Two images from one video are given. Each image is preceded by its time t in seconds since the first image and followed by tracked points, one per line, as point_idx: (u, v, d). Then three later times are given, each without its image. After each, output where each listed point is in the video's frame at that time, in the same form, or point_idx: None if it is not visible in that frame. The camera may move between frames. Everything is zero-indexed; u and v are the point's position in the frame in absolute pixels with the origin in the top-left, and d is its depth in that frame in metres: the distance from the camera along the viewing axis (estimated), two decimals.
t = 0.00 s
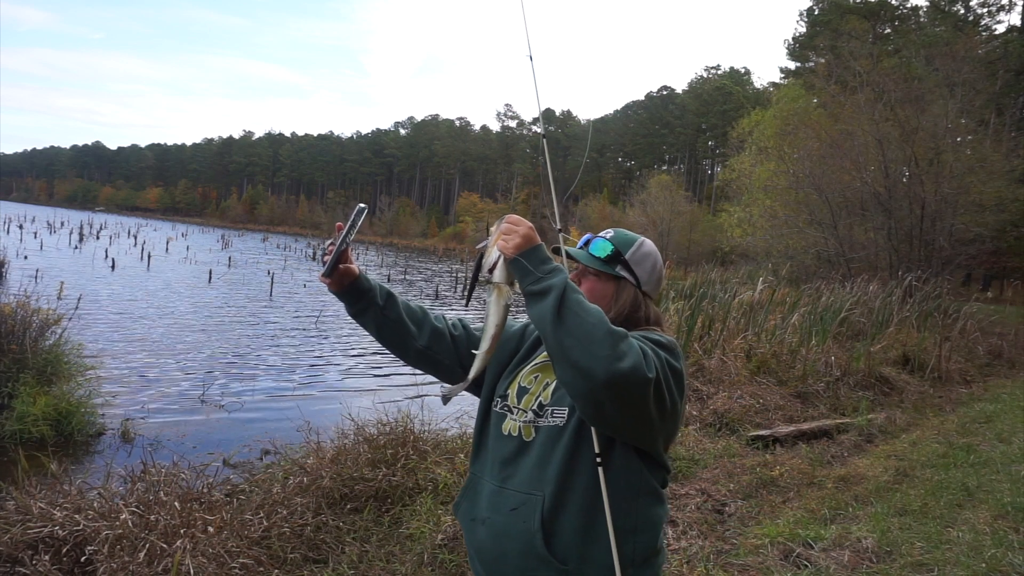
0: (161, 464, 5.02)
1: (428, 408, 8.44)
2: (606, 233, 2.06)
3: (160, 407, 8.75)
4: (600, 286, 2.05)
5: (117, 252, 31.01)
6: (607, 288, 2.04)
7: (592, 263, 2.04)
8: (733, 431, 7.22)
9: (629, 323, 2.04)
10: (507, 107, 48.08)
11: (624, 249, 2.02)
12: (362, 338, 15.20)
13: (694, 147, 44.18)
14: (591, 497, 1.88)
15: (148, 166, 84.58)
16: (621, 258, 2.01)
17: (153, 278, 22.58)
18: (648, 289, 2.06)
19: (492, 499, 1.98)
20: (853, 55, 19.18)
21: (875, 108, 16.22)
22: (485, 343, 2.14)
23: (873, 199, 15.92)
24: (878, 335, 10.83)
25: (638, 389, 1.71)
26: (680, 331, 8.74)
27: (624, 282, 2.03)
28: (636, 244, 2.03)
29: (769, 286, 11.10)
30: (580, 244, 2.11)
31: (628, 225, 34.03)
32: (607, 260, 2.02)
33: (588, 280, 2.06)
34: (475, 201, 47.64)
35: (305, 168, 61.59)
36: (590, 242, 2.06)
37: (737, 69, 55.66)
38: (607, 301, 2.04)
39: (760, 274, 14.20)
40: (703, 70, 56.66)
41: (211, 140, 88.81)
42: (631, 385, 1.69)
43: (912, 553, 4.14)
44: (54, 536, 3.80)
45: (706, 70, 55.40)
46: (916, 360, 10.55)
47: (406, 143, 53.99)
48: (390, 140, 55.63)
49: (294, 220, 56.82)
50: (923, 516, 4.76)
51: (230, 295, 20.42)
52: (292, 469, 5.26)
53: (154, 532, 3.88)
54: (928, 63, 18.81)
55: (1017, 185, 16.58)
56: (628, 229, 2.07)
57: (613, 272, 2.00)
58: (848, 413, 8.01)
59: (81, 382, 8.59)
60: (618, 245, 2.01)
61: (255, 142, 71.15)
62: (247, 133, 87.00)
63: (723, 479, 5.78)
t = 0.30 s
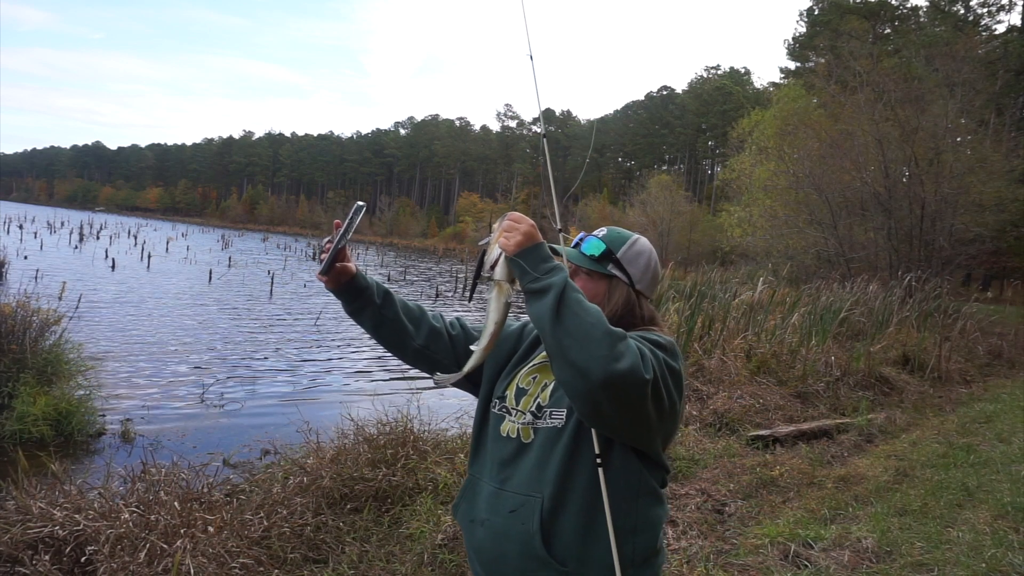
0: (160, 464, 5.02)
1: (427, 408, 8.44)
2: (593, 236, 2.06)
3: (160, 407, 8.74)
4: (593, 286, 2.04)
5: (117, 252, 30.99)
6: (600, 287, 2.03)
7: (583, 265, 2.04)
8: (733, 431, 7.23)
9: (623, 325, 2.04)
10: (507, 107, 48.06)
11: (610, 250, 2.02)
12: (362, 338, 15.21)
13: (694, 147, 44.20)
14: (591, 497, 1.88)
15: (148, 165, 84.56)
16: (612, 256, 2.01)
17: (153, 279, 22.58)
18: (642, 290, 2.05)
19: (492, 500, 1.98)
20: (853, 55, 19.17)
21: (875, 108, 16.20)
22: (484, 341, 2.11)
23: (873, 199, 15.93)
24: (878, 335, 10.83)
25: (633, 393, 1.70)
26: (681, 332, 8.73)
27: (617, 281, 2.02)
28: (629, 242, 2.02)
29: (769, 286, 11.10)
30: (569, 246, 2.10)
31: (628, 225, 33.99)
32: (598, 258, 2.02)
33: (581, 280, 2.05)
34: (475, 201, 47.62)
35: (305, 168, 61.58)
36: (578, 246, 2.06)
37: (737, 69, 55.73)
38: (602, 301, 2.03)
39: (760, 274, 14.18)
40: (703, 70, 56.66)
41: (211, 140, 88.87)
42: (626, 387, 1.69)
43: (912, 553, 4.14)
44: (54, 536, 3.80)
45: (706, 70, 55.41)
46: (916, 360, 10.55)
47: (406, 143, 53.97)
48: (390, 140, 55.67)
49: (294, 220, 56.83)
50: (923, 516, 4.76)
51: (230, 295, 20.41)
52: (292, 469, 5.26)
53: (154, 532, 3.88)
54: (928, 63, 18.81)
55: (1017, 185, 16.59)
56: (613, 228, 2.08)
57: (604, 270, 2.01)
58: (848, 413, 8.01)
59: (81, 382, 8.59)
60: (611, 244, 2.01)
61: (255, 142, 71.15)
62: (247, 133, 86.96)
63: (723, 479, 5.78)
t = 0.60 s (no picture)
0: (161, 463, 5.02)
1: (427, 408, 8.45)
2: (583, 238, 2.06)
3: (160, 407, 8.75)
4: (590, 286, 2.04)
5: (117, 252, 30.99)
6: (597, 285, 2.04)
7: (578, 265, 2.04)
8: (733, 431, 7.23)
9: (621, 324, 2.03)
10: (507, 107, 48.05)
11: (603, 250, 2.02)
12: (363, 338, 15.21)
13: (694, 147, 44.24)
14: (591, 498, 1.88)
15: (148, 165, 84.44)
16: (608, 255, 2.01)
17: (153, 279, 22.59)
18: (639, 289, 2.05)
19: (492, 500, 1.98)
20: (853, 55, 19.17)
21: (875, 108, 16.19)
22: (486, 341, 2.11)
23: (873, 199, 15.94)
24: (878, 335, 10.84)
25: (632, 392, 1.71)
26: (681, 331, 8.74)
27: (612, 279, 2.03)
28: (626, 241, 2.03)
29: (769, 286, 11.11)
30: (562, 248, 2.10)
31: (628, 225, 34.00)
32: (594, 258, 2.02)
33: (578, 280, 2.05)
34: (475, 200, 47.63)
35: (305, 168, 61.59)
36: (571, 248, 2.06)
37: (737, 69, 55.76)
38: (598, 300, 2.04)
39: (760, 273, 14.18)
40: (703, 70, 56.67)
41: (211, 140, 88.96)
42: (626, 386, 1.69)
43: (912, 553, 4.14)
44: (54, 536, 3.80)
45: (706, 70, 55.44)
46: (916, 360, 10.55)
47: (406, 143, 53.96)
48: (390, 140, 55.72)
49: (294, 220, 56.85)
50: (923, 516, 4.76)
51: (230, 296, 20.42)
52: (292, 469, 5.26)
53: (154, 532, 3.88)
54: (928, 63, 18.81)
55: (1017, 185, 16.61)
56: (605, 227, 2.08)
57: (601, 269, 2.01)
58: (847, 413, 8.01)
59: (81, 382, 8.59)
60: (607, 243, 2.02)
61: (255, 142, 71.13)
62: (247, 133, 86.91)
63: (723, 479, 5.79)
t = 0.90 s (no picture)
0: (160, 463, 5.01)
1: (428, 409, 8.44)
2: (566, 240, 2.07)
3: (160, 407, 8.74)
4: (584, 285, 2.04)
5: (117, 252, 30.97)
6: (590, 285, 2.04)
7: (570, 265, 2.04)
8: (733, 431, 7.23)
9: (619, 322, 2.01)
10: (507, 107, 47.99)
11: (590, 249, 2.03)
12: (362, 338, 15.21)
13: (694, 147, 44.23)
14: (591, 499, 1.87)
15: (148, 165, 84.39)
16: (607, 255, 2.01)
17: (153, 278, 22.59)
18: (638, 288, 2.04)
19: (493, 500, 1.98)
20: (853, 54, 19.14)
21: (875, 108, 16.18)
22: (487, 340, 2.10)
23: (873, 200, 15.93)
24: (878, 335, 10.84)
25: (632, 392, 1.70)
26: (681, 331, 8.74)
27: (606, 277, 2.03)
28: (625, 240, 2.02)
29: (769, 286, 11.10)
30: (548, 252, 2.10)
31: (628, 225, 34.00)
32: (594, 257, 2.02)
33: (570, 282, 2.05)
34: (475, 200, 47.58)
35: (305, 168, 61.59)
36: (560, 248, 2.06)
37: (737, 69, 55.77)
38: (595, 299, 2.03)
39: (761, 273, 14.16)
40: (703, 70, 56.67)
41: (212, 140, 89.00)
42: (625, 385, 1.69)
43: (912, 553, 4.14)
44: (54, 536, 3.80)
45: (706, 70, 55.44)
46: (916, 360, 10.55)
47: (406, 143, 53.92)
48: (390, 140, 55.71)
49: (294, 220, 56.86)
50: (923, 516, 4.76)
51: (230, 295, 20.41)
52: (292, 468, 5.26)
53: (154, 532, 3.87)
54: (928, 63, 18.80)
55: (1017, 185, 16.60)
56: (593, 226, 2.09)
57: (600, 269, 2.00)
58: (848, 413, 8.01)
59: (81, 382, 8.59)
60: (606, 242, 2.01)
61: (255, 142, 71.12)
62: (247, 133, 86.92)
63: (723, 479, 5.78)
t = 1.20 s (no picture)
0: (160, 463, 5.01)
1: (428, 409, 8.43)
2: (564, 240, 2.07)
3: (160, 407, 8.74)
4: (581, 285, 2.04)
5: (117, 253, 30.95)
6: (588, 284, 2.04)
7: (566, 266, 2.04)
8: (733, 431, 7.23)
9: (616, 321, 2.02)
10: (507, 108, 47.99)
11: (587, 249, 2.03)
12: (362, 338, 15.21)
13: (694, 147, 44.21)
14: (591, 499, 1.88)
15: (147, 165, 84.35)
16: (607, 254, 2.01)
17: (153, 278, 22.59)
18: (638, 288, 2.04)
19: (493, 500, 1.98)
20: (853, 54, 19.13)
21: (875, 108, 16.19)
22: (488, 340, 2.10)
23: (873, 199, 15.93)
24: (878, 335, 10.84)
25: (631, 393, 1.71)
26: (681, 332, 8.74)
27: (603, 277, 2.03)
28: (625, 240, 2.02)
29: (769, 286, 11.10)
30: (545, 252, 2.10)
31: (628, 224, 34.01)
32: (594, 257, 2.02)
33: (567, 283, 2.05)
34: (475, 200, 47.57)
35: (306, 168, 61.59)
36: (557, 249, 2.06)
37: (737, 69, 55.80)
38: (596, 299, 2.03)
39: (761, 273, 14.17)
40: (703, 70, 56.71)
41: (212, 139, 88.97)
42: (625, 386, 1.69)
43: (912, 553, 4.14)
44: (54, 536, 3.80)
45: (706, 70, 55.48)
46: (916, 360, 10.55)
47: (406, 143, 53.93)
48: (390, 140, 55.70)
49: (294, 220, 56.87)
50: (923, 516, 4.76)
51: (230, 295, 20.41)
52: (292, 469, 5.26)
53: (154, 532, 3.87)
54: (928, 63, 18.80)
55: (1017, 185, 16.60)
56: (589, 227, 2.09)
57: (600, 268, 2.00)
58: (848, 413, 8.01)
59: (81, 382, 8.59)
60: (606, 242, 2.02)
61: (255, 142, 71.08)
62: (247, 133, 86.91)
63: (723, 479, 5.79)
